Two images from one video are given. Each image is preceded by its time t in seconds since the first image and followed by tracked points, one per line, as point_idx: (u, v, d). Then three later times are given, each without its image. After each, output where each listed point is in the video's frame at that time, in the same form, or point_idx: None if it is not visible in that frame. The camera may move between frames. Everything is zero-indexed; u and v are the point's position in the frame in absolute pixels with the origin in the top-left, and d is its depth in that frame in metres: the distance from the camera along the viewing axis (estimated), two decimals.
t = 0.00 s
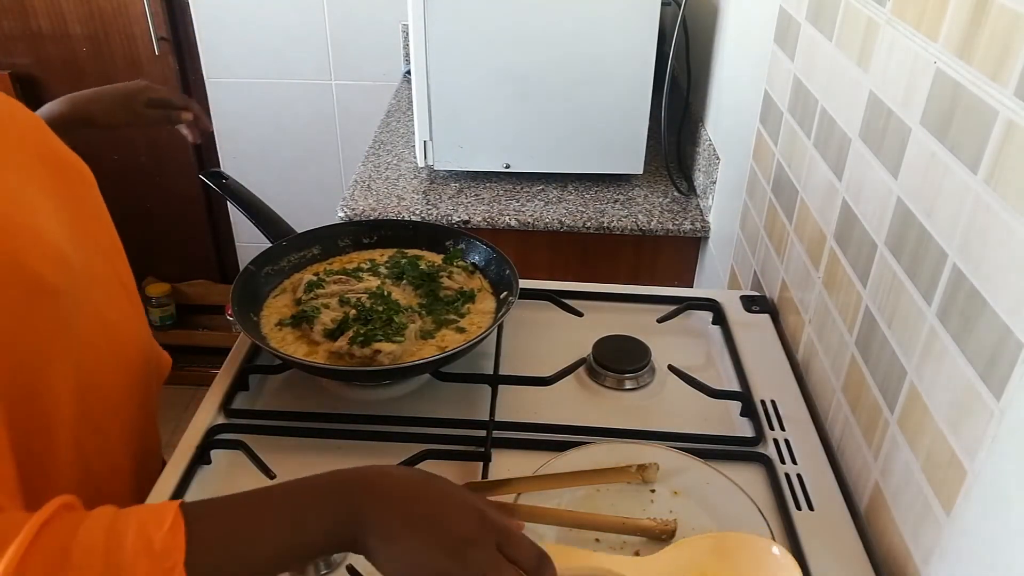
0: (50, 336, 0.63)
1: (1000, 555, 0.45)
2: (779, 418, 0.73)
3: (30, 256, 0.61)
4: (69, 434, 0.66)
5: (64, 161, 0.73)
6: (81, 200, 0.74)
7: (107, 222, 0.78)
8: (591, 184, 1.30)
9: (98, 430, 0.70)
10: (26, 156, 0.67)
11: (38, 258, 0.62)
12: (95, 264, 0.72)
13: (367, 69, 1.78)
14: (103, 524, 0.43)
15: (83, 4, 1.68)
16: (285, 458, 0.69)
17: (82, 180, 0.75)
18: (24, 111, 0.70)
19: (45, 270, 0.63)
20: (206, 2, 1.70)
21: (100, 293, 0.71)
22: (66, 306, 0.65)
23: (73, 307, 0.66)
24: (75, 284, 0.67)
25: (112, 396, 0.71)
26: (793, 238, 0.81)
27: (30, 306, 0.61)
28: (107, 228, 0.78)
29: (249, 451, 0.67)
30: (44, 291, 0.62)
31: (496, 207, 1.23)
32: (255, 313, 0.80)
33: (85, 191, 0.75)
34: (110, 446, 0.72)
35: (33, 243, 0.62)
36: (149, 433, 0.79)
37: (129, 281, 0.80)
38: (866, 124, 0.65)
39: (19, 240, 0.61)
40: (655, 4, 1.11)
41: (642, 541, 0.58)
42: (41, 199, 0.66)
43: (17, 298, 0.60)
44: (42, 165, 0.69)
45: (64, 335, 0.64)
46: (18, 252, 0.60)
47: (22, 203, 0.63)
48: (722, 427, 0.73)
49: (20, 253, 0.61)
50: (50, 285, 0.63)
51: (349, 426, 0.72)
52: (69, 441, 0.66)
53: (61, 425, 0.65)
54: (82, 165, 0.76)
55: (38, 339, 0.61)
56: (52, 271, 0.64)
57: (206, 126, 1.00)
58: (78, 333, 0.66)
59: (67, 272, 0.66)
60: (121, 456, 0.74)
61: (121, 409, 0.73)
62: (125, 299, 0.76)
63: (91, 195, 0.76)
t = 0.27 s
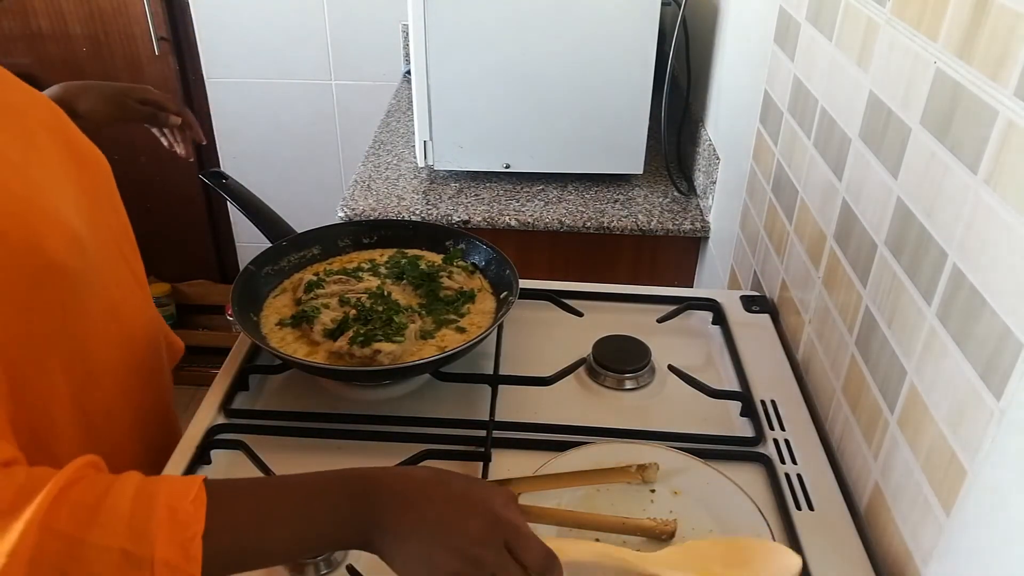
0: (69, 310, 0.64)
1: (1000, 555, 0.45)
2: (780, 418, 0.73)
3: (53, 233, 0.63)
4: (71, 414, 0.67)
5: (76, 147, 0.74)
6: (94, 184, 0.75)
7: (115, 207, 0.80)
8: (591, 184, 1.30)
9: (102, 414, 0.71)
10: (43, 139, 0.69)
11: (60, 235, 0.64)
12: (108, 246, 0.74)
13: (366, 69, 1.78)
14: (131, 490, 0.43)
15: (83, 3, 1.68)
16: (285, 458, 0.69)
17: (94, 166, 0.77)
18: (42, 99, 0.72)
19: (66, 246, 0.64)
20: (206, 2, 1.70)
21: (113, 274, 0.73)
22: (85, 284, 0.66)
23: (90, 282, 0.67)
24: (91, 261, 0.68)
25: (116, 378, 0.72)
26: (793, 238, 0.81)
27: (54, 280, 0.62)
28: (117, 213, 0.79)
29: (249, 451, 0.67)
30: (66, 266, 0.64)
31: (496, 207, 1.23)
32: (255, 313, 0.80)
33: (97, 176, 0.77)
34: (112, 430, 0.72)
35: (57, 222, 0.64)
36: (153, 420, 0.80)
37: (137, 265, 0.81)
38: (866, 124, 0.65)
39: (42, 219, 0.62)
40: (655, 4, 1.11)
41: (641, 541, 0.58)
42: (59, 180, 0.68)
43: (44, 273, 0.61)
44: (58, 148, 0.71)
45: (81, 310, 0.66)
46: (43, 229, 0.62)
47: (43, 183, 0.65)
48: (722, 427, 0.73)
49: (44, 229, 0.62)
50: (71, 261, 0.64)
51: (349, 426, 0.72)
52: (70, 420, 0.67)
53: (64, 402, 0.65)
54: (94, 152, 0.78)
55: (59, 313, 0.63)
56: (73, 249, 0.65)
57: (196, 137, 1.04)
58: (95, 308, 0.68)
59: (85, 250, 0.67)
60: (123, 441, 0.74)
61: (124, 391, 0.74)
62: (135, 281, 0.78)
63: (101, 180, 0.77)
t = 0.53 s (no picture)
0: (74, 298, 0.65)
1: (1000, 555, 0.45)
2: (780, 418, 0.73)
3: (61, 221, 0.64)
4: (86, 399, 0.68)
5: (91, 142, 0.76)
6: (105, 178, 0.77)
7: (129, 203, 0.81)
8: (591, 184, 1.30)
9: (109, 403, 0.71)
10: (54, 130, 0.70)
11: (67, 223, 0.65)
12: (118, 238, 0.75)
13: (366, 69, 1.78)
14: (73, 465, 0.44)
15: (83, 4, 1.68)
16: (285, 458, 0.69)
17: (108, 162, 0.78)
18: (58, 94, 0.75)
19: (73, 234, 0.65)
20: (206, 2, 1.70)
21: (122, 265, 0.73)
22: (92, 273, 0.67)
23: (98, 272, 0.68)
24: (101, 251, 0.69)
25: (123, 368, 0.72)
26: (793, 238, 0.81)
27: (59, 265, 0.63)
28: (129, 209, 0.81)
29: (248, 451, 0.67)
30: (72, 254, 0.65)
31: (496, 207, 1.23)
32: (255, 313, 0.80)
33: (110, 171, 0.78)
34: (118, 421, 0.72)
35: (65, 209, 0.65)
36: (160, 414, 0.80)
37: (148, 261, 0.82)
38: (866, 125, 0.65)
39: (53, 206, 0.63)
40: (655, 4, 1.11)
41: (641, 541, 0.58)
42: (68, 171, 0.69)
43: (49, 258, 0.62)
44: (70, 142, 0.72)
45: (87, 299, 0.67)
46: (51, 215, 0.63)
47: (53, 172, 0.66)
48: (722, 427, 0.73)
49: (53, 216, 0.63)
50: (77, 250, 0.65)
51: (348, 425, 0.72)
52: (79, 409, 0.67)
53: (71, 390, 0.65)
54: (108, 149, 0.80)
55: (66, 298, 0.64)
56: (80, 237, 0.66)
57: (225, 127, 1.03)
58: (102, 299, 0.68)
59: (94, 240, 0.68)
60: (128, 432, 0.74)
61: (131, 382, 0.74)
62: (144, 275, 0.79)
63: (114, 176, 0.79)
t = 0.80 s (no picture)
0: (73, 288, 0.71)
1: (999, 554, 0.45)
2: (780, 418, 0.73)
3: (52, 216, 0.70)
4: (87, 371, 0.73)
5: (103, 142, 0.82)
6: (113, 176, 0.82)
7: (140, 201, 0.87)
8: (591, 184, 1.30)
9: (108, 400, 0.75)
10: (62, 133, 0.77)
11: (59, 219, 0.70)
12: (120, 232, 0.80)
13: (366, 69, 1.78)
14: None
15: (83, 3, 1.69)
16: (285, 459, 0.69)
17: (119, 161, 0.84)
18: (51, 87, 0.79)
19: (65, 230, 0.71)
20: (205, 2, 1.70)
21: (122, 258, 0.79)
22: (86, 265, 0.72)
23: (94, 263, 0.74)
24: (97, 245, 0.75)
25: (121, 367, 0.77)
26: (793, 238, 0.81)
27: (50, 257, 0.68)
28: (137, 205, 0.86)
29: (249, 451, 0.67)
30: (63, 247, 0.70)
31: (496, 207, 1.23)
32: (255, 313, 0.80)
33: (121, 169, 0.84)
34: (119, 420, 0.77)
35: (58, 206, 0.71)
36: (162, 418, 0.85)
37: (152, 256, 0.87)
38: (866, 125, 0.65)
39: (44, 202, 0.69)
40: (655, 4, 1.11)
41: (641, 541, 0.57)
42: (70, 171, 0.75)
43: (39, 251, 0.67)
44: (79, 143, 0.79)
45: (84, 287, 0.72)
46: (43, 213, 0.69)
47: (53, 171, 0.72)
48: (722, 427, 0.73)
49: (43, 213, 0.69)
50: (71, 243, 0.71)
51: (349, 426, 0.72)
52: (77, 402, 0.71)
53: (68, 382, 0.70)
54: (123, 150, 0.86)
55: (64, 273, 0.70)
56: (72, 231, 0.72)
57: (235, 155, 1.00)
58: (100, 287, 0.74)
59: (89, 234, 0.74)
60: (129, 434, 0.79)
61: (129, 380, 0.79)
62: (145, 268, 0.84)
63: (126, 175, 0.85)
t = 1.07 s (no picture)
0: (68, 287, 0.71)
1: (999, 555, 0.45)
2: (780, 418, 0.73)
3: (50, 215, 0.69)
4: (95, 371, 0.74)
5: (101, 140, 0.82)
6: (112, 173, 0.82)
7: (138, 199, 0.87)
8: (591, 184, 1.30)
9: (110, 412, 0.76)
10: (62, 131, 0.76)
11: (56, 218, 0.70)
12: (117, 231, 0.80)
13: (366, 69, 1.78)
14: None
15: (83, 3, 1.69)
16: (285, 459, 0.69)
17: (117, 159, 0.84)
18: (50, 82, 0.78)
19: (63, 228, 0.71)
20: (205, 2, 1.70)
21: (118, 256, 0.79)
22: (82, 263, 0.72)
23: (90, 262, 0.74)
24: (93, 244, 0.75)
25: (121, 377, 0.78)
26: (793, 238, 0.81)
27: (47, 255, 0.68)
28: (135, 203, 0.86)
29: (249, 451, 0.67)
30: (60, 246, 0.70)
31: (496, 207, 1.23)
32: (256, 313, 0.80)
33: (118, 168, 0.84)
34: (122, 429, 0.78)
35: (57, 205, 0.70)
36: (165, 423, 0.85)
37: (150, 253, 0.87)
38: (866, 125, 0.65)
39: (44, 203, 0.69)
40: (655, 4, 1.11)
41: (641, 541, 0.57)
42: (70, 166, 0.75)
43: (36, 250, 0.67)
44: (78, 142, 0.78)
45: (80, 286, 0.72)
46: (41, 212, 0.68)
47: (53, 170, 0.72)
48: (722, 427, 0.73)
49: (42, 212, 0.69)
50: (67, 244, 0.71)
51: (349, 426, 0.72)
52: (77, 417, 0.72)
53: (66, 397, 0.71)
54: (121, 148, 0.85)
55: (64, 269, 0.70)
56: (69, 230, 0.71)
57: (242, 158, 1.02)
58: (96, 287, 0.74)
59: (85, 232, 0.74)
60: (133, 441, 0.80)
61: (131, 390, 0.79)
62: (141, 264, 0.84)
63: (123, 173, 0.85)
